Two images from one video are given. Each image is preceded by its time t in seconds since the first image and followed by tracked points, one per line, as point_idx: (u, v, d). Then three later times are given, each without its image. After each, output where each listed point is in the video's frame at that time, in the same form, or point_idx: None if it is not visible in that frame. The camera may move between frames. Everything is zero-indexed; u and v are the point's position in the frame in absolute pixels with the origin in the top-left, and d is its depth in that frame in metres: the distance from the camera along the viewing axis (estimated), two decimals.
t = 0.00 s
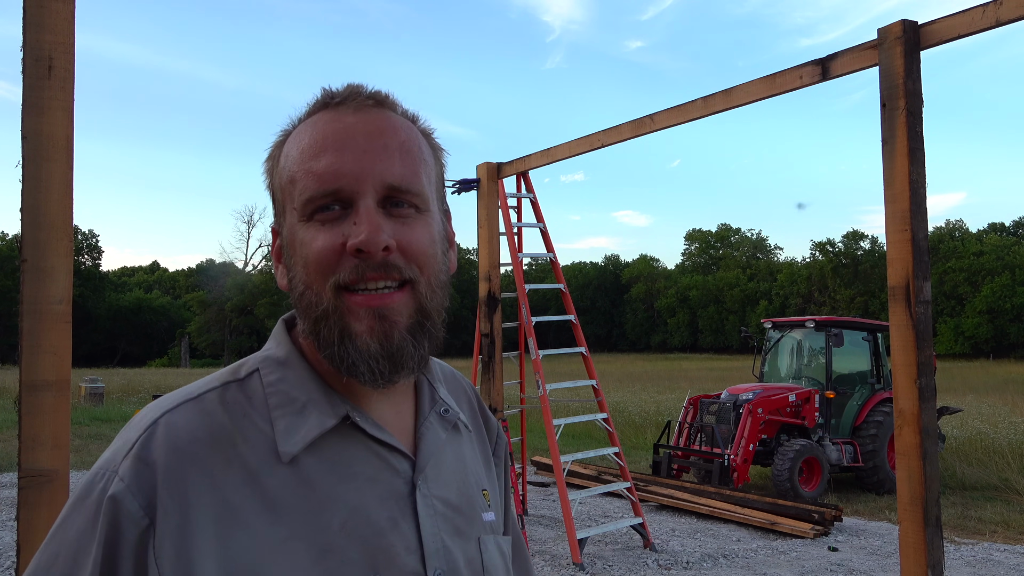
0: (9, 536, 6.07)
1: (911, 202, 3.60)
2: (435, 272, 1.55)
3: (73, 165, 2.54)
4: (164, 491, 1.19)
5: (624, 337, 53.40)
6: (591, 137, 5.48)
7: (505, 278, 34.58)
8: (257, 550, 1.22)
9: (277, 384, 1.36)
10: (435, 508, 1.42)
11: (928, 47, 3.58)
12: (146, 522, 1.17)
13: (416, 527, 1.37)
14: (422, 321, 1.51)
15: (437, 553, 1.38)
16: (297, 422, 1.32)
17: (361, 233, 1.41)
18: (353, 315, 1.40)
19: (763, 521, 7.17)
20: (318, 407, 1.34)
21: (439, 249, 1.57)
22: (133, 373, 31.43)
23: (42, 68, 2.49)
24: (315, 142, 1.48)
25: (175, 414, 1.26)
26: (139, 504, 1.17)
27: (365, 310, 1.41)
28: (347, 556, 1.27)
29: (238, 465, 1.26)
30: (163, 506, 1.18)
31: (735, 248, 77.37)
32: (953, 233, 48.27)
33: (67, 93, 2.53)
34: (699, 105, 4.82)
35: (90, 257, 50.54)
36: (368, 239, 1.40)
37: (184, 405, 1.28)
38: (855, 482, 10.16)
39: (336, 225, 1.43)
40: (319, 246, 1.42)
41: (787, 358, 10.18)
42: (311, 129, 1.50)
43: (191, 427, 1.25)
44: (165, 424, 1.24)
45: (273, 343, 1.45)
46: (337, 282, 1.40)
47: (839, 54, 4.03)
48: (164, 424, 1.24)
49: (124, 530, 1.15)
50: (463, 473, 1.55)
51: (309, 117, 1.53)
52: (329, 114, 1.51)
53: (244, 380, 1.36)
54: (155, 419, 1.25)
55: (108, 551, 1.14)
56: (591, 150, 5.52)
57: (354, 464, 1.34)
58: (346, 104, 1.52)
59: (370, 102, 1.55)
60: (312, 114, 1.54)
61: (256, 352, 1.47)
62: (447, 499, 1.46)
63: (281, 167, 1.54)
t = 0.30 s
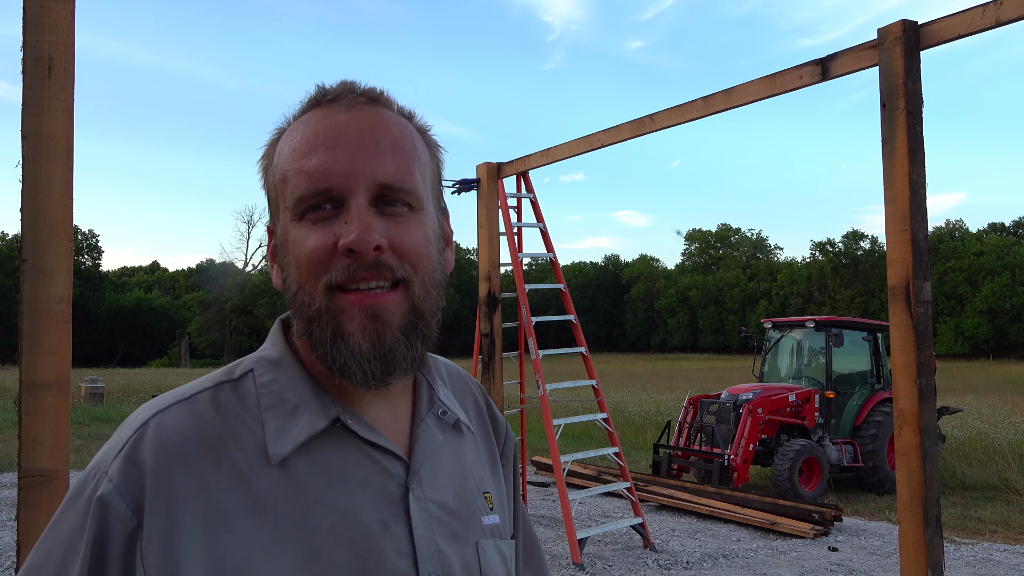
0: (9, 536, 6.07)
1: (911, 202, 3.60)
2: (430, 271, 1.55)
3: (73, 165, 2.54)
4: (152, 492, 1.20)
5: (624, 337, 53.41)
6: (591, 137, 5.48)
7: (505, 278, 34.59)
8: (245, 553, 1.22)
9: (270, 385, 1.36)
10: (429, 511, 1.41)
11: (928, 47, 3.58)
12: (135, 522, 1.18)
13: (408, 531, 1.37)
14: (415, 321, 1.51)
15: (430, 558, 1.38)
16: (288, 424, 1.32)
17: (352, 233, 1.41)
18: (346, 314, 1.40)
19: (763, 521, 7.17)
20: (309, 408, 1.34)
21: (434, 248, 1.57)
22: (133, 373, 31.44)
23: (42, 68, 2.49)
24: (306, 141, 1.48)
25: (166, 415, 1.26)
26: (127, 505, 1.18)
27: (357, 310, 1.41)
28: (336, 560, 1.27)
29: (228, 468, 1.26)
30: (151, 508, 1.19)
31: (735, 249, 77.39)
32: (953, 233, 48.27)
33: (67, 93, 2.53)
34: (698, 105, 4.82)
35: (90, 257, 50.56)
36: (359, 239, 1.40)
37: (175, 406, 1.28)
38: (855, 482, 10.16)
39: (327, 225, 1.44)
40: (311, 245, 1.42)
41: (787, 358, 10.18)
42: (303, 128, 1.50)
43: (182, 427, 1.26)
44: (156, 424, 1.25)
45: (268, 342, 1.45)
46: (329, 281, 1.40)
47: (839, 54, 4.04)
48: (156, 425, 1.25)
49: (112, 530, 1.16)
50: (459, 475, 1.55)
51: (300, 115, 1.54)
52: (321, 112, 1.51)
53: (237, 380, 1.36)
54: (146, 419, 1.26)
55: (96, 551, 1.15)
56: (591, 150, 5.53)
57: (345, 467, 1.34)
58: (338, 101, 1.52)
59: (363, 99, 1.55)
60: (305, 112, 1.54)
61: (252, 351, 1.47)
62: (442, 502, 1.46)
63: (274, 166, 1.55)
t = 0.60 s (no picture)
0: (9, 536, 6.07)
1: (911, 202, 3.60)
2: (431, 276, 1.55)
3: (73, 165, 2.54)
4: (150, 493, 1.19)
5: (624, 336, 53.40)
6: (591, 137, 5.48)
7: (505, 278, 34.58)
8: (243, 554, 1.22)
9: (269, 386, 1.36)
10: (428, 512, 1.41)
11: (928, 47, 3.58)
12: (133, 523, 1.18)
13: (407, 532, 1.37)
14: (416, 326, 1.51)
15: (429, 560, 1.37)
16: (286, 425, 1.31)
17: (354, 237, 1.41)
18: (347, 320, 1.41)
19: (763, 521, 7.17)
20: (308, 409, 1.34)
21: (434, 250, 1.57)
22: (133, 373, 31.46)
23: (42, 68, 2.49)
24: (309, 144, 1.48)
25: (165, 415, 1.26)
26: (124, 506, 1.18)
27: (359, 315, 1.42)
28: (333, 561, 1.27)
29: (226, 468, 1.26)
30: (149, 508, 1.19)
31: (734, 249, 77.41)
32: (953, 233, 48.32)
33: (67, 93, 2.53)
34: (699, 105, 4.82)
35: (90, 257, 50.55)
36: (361, 244, 1.40)
37: (173, 406, 1.28)
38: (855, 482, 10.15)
39: (328, 228, 1.43)
40: (312, 249, 1.42)
41: (787, 358, 10.18)
42: (306, 130, 1.50)
43: (179, 427, 1.25)
44: (153, 425, 1.25)
45: (268, 344, 1.45)
46: (330, 286, 1.40)
47: (839, 54, 4.03)
48: (154, 426, 1.25)
49: (110, 531, 1.16)
50: (458, 476, 1.55)
51: (302, 117, 1.54)
52: (325, 113, 1.50)
53: (236, 380, 1.36)
54: (144, 419, 1.25)
55: (94, 551, 1.15)
56: (592, 150, 5.52)
57: (343, 467, 1.34)
58: (341, 103, 1.52)
59: (366, 101, 1.54)
60: (307, 113, 1.53)
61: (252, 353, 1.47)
62: (441, 503, 1.45)
63: (276, 167, 1.54)
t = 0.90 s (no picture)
0: (9, 536, 6.07)
1: (911, 202, 3.60)
2: (436, 267, 1.55)
3: (73, 165, 2.54)
4: (158, 492, 1.19)
5: (624, 336, 53.41)
6: (591, 137, 5.48)
7: (504, 278, 34.57)
8: (251, 551, 1.22)
9: (275, 384, 1.36)
10: (434, 511, 1.41)
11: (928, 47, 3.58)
12: (141, 522, 1.18)
13: (413, 531, 1.37)
14: (422, 316, 1.50)
15: (435, 558, 1.38)
16: (294, 423, 1.31)
17: (361, 224, 1.41)
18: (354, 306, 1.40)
19: (763, 521, 7.17)
20: (314, 407, 1.34)
21: (439, 243, 1.57)
22: (133, 373, 31.49)
23: (42, 68, 2.49)
24: (314, 136, 1.48)
25: (172, 414, 1.26)
26: (133, 505, 1.18)
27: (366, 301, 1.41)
28: (340, 560, 1.27)
29: (234, 467, 1.26)
30: (157, 507, 1.19)
31: (734, 249, 77.42)
32: (953, 233, 48.32)
33: (67, 93, 2.53)
34: (699, 105, 4.82)
35: (90, 257, 50.57)
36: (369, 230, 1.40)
37: (181, 405, 1.28)
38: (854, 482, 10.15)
39: (335, 217, 1.43)
40: (320, 237, 1.41)
41: (787, 358, 10.18)
42: (310, 125, 1.50)
43: (187, 427, 1.25)
44: (161, 423, 1.25)
45: (272, 341, 1.45)
46: (337, 274, 1.40)
47: (839, 54, 4.03)
48: (161, 424, 1.24)
49: (118, 529, 1.16)
50: (462, 475, 1.55)
51: (306, 114, 1.54)
52: (329, 108, 1.52)
53: (242, 379, 1.36)
54: (151, 418, 1.25)
55: (102, 551, 1.14)
56: (592, 150, 5.52)
57: (350, 466, 1.34)
58: (345, 98, 1.53)
59: (369, 97, 1.56)
60: (310, 111, 1.54)
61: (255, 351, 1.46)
62: (446, 502, 1.46)
63: (279, 165, 1.54)
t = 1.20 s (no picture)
0: (9, 536, 6.07)
1: (910, 202, 3.60)
2: (439, 276, 1.55)
3: (73, 165, 2.54)
4: (163, 494, 1.19)
5: (624, 336, 53.40)
6: (591, 137, 5.48)
7: (504, 278, 34.56)
8: (256, 552, 1.22)
9: (278, 385, 1.36)
10: (436, 512, 1.41)
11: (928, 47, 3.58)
12: (146, 523, 1.18)
13: (416, 531, 1.37)
14: (424, 327, 1.51)
15: (437, 558, 1.38)
16: (297, 424, 1.31)
17: (367, 237, 1.41)
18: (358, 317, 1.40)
19: (763, 521, 7.17)
20: (318, 409, 1.34)
21: (443, 252, 1.57)
22: (133, 373, 31.50)
23: (42, 68, 2.49)
24: (322, 143, 1.48)
25: (176, 415, 1.26)
26: (138, 506, 1.18)
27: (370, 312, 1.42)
28: (344, 560, 1.27)
29: (238, 468, 1.26)
30: (163, 508, 1.19)
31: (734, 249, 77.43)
32: (953, 233, 48.32)
33: (67, 93, 2.53)
34: (699, 105, 4.82)
35: (90, 257, 50.56)
36: (374, 244, 1.41)
37: (185, 406, 1.28)
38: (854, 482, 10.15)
39: (341, 227, 1.43)
40: (325, 248, 1.42)
41: (787, 358, 10.18)
42: (320, 130, 1.50)
43: (192, 428, 1.25)
44: (165, 425, 1.25)
45: (276, 343, 1.45)
46: (342, 285, 1.40)
47: (839, 54, 4.03)
48: (166, 426, 1.24)
49: (124, 530, 1.16)
50: (464, 475, 1.55)
51: (316, 116, 1.53)
52: (339, 114, 1.50)
53: (245, 380, 1.36)
54: (155, 420, 1.25)
55: (108, 552, 1.14)
56: (592, 150, 5.52)
57: (353, 467, 1.34)
58: (354, 104, 1.52)
59: (379, 103, 1.55)
60: (320, 114, 1.53)
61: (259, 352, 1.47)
62: (448, 502, 1.46)
63: (287, 167, 1.54)
